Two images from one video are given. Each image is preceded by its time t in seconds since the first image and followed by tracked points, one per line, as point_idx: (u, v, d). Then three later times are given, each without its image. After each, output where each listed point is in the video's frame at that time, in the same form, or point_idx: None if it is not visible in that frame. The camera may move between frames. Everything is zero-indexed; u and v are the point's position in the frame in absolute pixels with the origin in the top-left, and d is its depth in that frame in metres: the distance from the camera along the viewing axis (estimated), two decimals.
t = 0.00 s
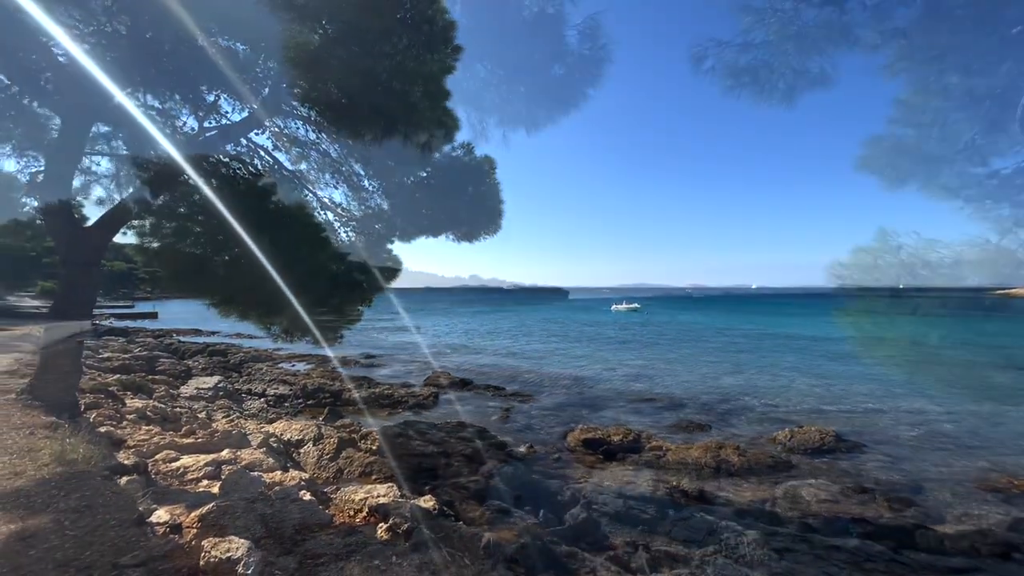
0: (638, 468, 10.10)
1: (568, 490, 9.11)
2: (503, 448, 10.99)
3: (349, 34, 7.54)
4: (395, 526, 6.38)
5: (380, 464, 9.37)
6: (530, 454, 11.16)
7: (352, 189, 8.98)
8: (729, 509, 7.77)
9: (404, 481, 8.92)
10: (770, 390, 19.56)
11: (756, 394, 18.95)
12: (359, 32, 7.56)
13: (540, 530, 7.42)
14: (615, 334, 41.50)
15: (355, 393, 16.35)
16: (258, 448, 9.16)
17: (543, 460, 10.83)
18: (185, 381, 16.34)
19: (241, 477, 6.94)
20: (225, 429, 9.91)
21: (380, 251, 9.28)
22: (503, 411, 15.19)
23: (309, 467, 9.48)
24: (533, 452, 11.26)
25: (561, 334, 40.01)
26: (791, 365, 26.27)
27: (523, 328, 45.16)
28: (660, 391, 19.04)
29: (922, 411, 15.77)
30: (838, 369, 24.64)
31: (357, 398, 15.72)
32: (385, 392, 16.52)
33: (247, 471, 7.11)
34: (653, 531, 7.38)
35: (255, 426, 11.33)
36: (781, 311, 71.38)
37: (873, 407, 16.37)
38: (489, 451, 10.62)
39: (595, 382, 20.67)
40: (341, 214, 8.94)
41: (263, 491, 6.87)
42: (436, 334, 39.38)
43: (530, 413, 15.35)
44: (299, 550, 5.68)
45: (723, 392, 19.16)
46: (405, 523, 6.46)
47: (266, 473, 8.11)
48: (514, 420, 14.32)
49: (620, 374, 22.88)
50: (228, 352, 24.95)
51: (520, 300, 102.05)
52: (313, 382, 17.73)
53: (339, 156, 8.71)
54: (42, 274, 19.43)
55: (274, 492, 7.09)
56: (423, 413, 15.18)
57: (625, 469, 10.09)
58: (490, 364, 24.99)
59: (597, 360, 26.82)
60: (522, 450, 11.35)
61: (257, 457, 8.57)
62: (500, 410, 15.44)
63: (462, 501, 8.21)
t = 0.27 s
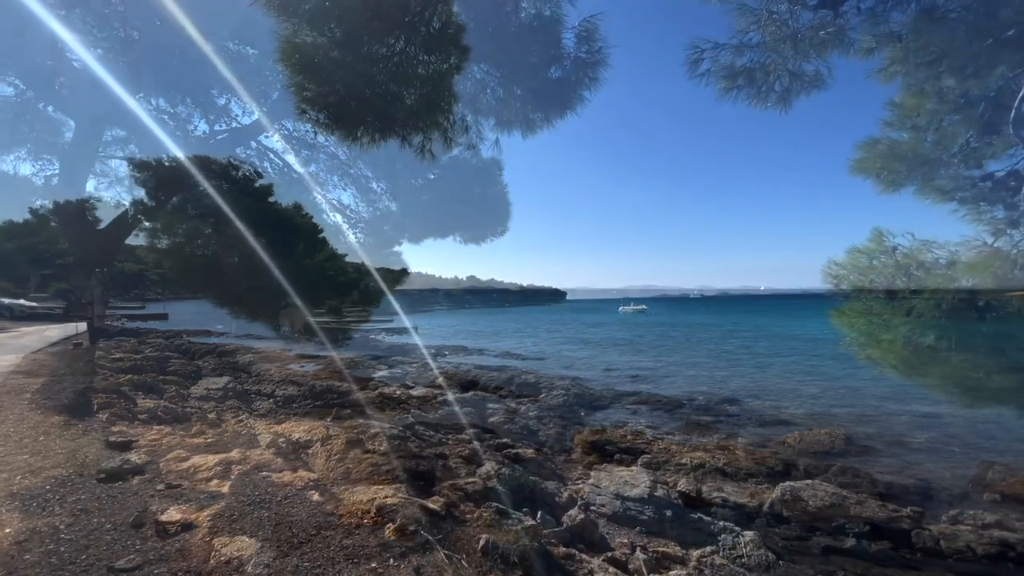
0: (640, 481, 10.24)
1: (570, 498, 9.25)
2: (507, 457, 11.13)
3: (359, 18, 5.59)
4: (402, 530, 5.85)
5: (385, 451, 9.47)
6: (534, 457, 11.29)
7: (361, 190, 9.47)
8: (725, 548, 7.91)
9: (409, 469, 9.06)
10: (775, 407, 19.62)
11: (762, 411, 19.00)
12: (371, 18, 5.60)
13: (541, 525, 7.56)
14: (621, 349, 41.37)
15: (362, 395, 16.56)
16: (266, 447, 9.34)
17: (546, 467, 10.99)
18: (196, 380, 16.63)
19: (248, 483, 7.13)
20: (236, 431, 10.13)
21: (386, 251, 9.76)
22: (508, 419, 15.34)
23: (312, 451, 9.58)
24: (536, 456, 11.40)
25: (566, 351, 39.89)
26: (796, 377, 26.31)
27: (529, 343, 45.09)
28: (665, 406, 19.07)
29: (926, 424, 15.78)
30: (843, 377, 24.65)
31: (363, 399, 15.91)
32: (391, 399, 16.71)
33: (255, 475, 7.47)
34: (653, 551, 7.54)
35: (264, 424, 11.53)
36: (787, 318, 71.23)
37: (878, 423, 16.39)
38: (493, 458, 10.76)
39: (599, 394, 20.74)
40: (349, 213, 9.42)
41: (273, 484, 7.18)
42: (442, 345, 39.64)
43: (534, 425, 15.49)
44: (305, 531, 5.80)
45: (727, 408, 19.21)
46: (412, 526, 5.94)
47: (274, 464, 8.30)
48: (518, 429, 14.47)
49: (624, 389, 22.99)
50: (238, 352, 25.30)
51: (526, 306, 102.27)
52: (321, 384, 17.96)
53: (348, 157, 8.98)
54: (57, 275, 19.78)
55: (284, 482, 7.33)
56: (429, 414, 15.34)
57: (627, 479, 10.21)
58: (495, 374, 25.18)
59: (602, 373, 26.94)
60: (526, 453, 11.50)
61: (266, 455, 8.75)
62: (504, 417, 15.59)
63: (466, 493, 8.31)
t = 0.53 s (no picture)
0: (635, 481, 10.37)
1: (567, 500, 9.34)
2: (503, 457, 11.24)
3: (343, 27, 4.48)
4: (401, 534, 5.88)
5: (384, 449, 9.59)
6: (530, 460, 11.42)
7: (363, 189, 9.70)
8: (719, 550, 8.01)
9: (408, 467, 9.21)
10: (769, 408, 19.84)
11: (756, 411, 19.21)
12: (356, 23, 4.48)
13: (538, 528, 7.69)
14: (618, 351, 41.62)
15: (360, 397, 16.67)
16: (267, 447, 9.42)
17: (541, 470, 11.10)
18: (195, 380, 16.71)
19: (242, 487, 7.13)
20: (234, 435, 10.12)
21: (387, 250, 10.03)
22: (505, 420, 15.47)
23: (312, 446, 9.67)
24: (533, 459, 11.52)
25: (564, 353, 40.10)
26: (790, 379, 26.61)
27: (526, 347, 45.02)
28: (662, 408, 19.12)
29: (917, 428, 16.01)
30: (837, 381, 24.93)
31: (362, 401, 16.02)
32: (389, 400, 16.82)
33: (252, 479, 7.50)
34: (650, 553, 7.57)
35: (264, 424, 11.62)
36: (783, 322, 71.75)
37: (870, 426, 16.63)
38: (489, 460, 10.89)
39: (596, 398, 20.78)
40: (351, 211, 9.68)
41: (270, 489, 7.16)
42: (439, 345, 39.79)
43: (531, 424, 15.64)
44: (302, 536, 5.79)
45: (722, 407, 19.42)
46: (411, 531, 5.98)
47: (274, 466, 8.36)
48: (515, 430, 14.61)
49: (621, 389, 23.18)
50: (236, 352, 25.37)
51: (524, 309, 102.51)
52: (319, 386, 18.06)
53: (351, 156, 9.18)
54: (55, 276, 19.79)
55: (282, 486, 7.33)
56: (427, 416, 15.48)
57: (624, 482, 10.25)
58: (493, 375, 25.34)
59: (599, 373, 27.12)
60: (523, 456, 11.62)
61: (266, 456, 8.83)
62: (502, 419, 15.72)
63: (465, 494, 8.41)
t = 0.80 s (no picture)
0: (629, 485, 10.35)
1: (562, 505, 9.35)
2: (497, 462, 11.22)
3: (339, 38, 4.50)
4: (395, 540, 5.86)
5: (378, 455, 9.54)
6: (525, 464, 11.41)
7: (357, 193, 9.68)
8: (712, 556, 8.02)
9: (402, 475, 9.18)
10: (763, 411, 19.93)
11: (749, 414, 19.29)
12: (351, 34, 4.50)
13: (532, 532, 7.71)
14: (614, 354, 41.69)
15: (355, 402, 16.63)
16: (260, 454, 9.38)
17: (537, 474, 11.11)
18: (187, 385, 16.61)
19: (235, 495, 7.10)
20: (228, 442, 10.07)
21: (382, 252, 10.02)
22: (500, 424, 15.47)
23: (307, 452, 9.64)
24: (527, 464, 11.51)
25: (560, 357, 40.12)
26: (784, 381, 26.76)
27: (521, 350, 45.05)
28: (657, 412, 19.17)
29: (909, 432, 16.13)
30: (830, 385, 25.09)
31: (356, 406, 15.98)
32: (384, 405, 16.78)
33: (245, 487, 7.45)
34: (645, 558, 7.59)
35: (257, 430, 11.57)
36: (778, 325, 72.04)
37: (862, 429, 16.75)
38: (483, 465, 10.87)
39: (592, 401, 20.80)
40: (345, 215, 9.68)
41: (264, 497, 7.13)
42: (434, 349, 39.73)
43: (526, 428, 15.65)
44: (296, 544, 5.76)
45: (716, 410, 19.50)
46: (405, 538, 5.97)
47: (267, 473, 8.30)
48: (510, 435, 14.61)
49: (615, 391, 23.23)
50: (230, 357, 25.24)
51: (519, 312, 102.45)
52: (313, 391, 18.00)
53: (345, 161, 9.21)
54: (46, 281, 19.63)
55: (277, 493, 7.29)
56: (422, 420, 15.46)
57: (620, 485, 10.25)
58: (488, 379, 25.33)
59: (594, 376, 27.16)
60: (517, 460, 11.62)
61: (259, 463, 8.79)
62: (497, 423, 15.72)
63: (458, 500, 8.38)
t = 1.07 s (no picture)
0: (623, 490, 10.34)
1: (556, 511, 9.32)
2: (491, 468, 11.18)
3: (332, 49, 4.51)
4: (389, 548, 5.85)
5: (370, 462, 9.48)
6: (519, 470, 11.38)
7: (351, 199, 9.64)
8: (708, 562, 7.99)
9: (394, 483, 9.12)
10: (756, 415, 20.01)
11: (743, 417, 19.37)
12: (344, 45, 4.52)
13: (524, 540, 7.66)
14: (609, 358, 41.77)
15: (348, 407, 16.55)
16: (252, 461, 9.31)
17: (530, 480, 11.08)
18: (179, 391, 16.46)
19: (227, 503, 7.04)
20: (219, 449, 9.98)
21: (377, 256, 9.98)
22: (494, 429, 15.44)
23: (299, 459, 9.56)
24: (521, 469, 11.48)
25: (555, 361, 40.11)
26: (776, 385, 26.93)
27: (516, 354, 45.01)
28: (651, 416, 19.20)
29: (900, 436, 16.26)
30: (823, 389, 25.25)
31: (350, 412, 15.90)
32: (378, 410, 16.71)
33: (236, 495, 7.39)
34: (639, 564, 7.59)
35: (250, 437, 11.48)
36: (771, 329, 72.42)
37: (853, 433, 16.87)
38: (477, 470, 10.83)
39: (586, 405, 20.81)
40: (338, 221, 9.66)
41: (255, 506, 7.06)
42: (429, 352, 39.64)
43: (520, 433, 15.63)
44: (287, 553, 5.72)
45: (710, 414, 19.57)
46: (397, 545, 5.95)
47: (258, 481, 8.23)
48: (504, 440, 14.59)
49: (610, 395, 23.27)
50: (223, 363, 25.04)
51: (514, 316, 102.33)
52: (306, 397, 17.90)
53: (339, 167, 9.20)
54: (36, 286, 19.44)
55: (268, 502, 7.23)
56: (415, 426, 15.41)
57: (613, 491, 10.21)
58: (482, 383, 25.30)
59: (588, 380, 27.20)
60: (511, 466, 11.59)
61: (251, 471, 8.71)
62: (491, 428, 15.70)
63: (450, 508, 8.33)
